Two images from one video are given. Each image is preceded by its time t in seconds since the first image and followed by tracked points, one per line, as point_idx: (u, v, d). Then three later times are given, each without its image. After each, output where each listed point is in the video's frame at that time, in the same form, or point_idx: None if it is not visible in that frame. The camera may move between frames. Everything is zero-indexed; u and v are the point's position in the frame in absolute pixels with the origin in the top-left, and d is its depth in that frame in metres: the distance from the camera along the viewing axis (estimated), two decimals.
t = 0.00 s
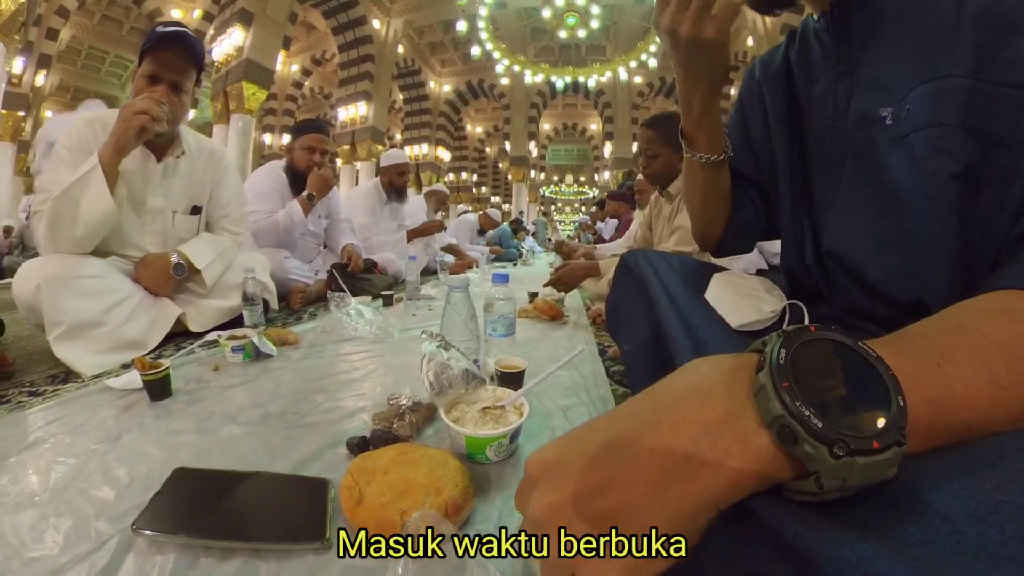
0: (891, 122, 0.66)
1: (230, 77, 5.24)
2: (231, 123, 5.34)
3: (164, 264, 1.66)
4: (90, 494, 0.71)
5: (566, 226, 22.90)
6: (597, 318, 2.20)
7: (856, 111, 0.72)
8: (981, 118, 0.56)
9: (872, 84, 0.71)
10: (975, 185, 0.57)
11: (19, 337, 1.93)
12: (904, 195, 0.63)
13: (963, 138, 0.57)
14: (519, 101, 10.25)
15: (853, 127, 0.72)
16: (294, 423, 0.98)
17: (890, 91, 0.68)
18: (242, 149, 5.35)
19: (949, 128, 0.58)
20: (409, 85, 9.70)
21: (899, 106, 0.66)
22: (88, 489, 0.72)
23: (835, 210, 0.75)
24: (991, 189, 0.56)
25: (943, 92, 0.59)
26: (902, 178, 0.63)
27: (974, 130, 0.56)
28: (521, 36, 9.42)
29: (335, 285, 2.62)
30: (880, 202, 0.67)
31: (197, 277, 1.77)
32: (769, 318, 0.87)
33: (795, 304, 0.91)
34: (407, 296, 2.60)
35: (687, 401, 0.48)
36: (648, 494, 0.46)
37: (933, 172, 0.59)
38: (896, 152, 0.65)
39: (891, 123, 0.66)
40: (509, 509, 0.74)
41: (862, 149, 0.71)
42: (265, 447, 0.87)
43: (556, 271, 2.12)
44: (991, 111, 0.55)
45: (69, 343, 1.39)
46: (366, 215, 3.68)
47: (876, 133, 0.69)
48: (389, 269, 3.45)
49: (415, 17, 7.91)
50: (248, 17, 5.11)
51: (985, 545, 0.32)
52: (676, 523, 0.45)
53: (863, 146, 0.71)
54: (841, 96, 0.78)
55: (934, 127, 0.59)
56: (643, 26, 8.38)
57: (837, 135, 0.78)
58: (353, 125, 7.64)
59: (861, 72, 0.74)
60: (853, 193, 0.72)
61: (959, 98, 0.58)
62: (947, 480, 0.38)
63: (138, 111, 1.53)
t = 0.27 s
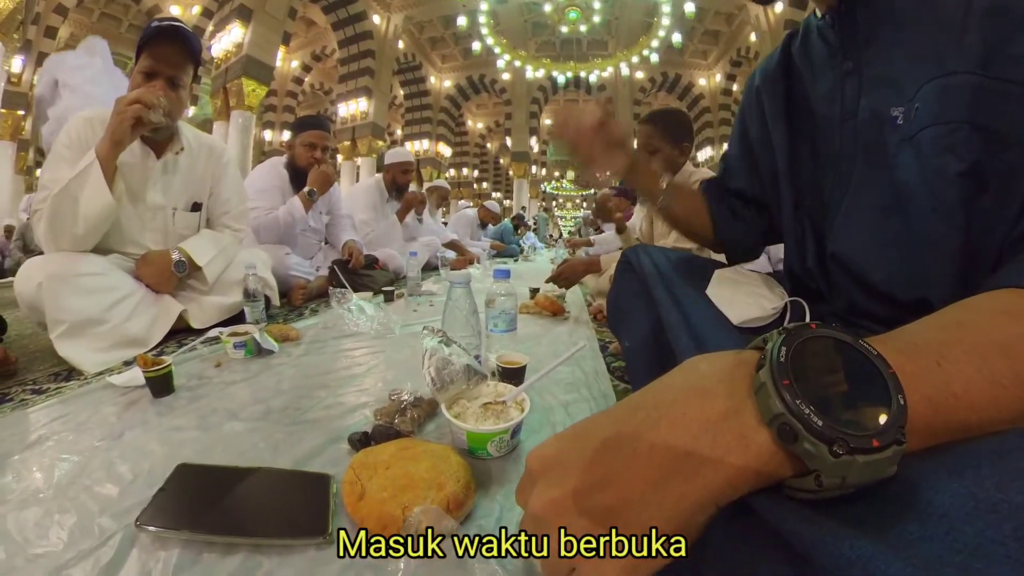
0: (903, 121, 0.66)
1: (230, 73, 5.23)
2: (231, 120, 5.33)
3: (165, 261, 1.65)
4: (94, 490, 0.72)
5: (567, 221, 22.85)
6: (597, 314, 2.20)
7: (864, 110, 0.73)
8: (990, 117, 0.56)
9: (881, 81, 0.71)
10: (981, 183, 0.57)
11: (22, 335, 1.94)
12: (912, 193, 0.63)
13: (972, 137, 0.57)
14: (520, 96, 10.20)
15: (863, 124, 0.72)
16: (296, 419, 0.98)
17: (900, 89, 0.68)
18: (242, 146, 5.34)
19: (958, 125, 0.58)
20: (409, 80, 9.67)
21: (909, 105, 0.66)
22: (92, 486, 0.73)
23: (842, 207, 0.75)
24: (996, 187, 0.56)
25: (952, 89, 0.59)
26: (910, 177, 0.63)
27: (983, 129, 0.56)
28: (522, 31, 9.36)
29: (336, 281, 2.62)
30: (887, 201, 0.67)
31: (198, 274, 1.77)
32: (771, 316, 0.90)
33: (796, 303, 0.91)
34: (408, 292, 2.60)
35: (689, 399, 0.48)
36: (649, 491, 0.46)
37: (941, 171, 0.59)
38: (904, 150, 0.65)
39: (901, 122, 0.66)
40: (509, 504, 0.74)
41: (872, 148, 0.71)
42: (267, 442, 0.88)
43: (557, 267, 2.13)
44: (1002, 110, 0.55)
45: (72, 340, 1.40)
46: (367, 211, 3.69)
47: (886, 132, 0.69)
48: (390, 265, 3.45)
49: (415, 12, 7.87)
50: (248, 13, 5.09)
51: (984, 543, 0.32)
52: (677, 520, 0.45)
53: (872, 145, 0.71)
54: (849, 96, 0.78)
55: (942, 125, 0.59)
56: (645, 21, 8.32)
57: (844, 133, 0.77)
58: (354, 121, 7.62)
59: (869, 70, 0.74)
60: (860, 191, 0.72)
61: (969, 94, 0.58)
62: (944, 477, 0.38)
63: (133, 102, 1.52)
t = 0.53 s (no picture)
0: (900, 119, 0.67)
1: (230, 69, 5.22)
2: (231, 116, 5.33)
3: (167, 258, 1.66)
4: (98, 487, 0.73)
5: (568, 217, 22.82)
6: (598, 310, 2.21)
7: (862, 108, 0.74)
8: (984, 116, 0.55)
9: (881, 80, 0.72)
10: (979, 180, 0.56)
11: (25, 333, 1.94)
12: (911, 190, 0.63)
13: (965, 136, 0.56)
14: (521, 91, 10.15)
15: (862, 122, 0.73)
16: (299, 414, 0.99)
17: (899, 87, 0.68)
18: (242, 142, 5.32)
19: (952, 124, 0.57)
20: (409, 75, 9.64)
21: (906, 103, 0.66)
22: (95, 482, 0.74)
23: (842, 204, 0.75)
24: (994, 186, 0.55)
25: (947, 88, 0.59)
26: (908, 176, 0.64)
27: (977, 127, 0.56)
28: (523, 25, 9.30)
29: (337, 277, 2.62)
30: (887, 199, 0.68)
31: (200, 271, 1.78)
32: (773, 312, 0.87)
33: (797, 299, 0.90)
34: (409, 287, 2.60)
35: (687, 396, 0.48)
36: (648, 487, 0.47)
37: (935, 170, 0.59)
38: (902, 148, 0.65)
39: (899, 120, 0.67)
40: (510, 499, 0.75)
41: (872, 146, 0.71)
42: (270, 438, 0.89)
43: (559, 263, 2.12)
44: (996, 108, 0.55)
45: (75, 338, 1.41)
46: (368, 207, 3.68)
47: (885, 130, 0.69)
48: (392, 261, 3.45)
49: (415, 6, 7.82)
50: (247, 9, 5.08)
51: (980, 540, 0.32)
52: (677, 516, 0.46)
53: (871, 143, 0.72)
54: (846, 95, 0.79)
55: (938, 124, 0.59)
56: (647, 16, 8.26)
57: (842, 132, 0.79)
58: (354, 117, 7.60)
59: (867, 68, 0.75)
60: (861, 189, 0.72)
61: (960, 94, 0.57)
62: (943, 474, 0.38)
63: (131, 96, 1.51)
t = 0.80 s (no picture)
0: (897, 119, 0.67)
1: (230, 66, 5.21)
2: (231, 114, 5.32)
3: (168, 256, 1.66)
4: (101, 484, 0.73)
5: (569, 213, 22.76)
6: (599, 307, 2.21)
7: (861, 107, 0.74)
8: (982, 115, 0.55)
9: (880, 78, 0.71)
10: (978, 180, 0.56)
11: (27, 332, 1.95)
12: (909, 189, 0.63)
13: (964, 136, 0.56)
14: (522, 87, 10.11)
15: (860, 121, 0.73)
16: (301, 410, 1.00)
17: (897, 86, 0.68)
18: (242, 140, 5.31)
19: (950, 124, 0.57)
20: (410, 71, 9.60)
21: (904, 102, 0.66)
22: (99, 479, 0.74)
23: (842, 203, 0.75)
24: (993, 186, 0.55)
25: (946, 88, 0.59)
26: (905, 175, 0.64)
27: (975, 127, 0.56)
28: (524, 21, 9.25)
29: (339, 274, 2.63)
30: (886, 198, 0.68)
31: (201, 269, 1.78)
32: (774, 310, 0.87)
33: (798, 297, 0.90)
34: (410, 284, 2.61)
35: (687, 395, 0.48)
36: (648, 486, 0.47)
37: (931, 169, 0.59)
38: (901, 147, 0.65)
39: (897, 119, 0.67)
40: (511, 495, 0.75)
41: (870, 145, 0.71)
42: (271, 434, 0.89)
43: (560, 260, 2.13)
44: (995, 108, 0.55)
45: (77, 337, 1.42)
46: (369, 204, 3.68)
47: (882, 129, 0.69)
48: (393, 258, 3.45)
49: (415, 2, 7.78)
50: (246, 5, 5.06)
51: (977, 537, 0.32)
52: (676, 515, 0.46)
53: (869, 142, 0.72)
54: (845, 93, 0.79)
55: (937, 123, 0.59)
56: (648, 11, 8.21)
57: (839, 130, 0.79)
58: (354, 113, 7.58)
59: (866, 67, 0.75)
60: (860, 187, 0.72)
61: (957, 94, 0.57)
62: (940, 472, 0.38)
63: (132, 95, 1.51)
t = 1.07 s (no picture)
0: (901, 116, 0.66)
1: (230, 63, 5.20)
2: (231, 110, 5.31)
3: (169, 253, 1.66)
4: (105, 481, 0.74)
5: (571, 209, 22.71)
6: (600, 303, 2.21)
7: (864, 105, 0.73)
8: (987, 113, 0.55)
9: (883, 77, 0.71)
10: (980, 180, 0.56)
11: (30, 330, 1.95)
12: (912, 187, 0.63)
13: (969, 134, 0.56)
14: (523, 82, 10.07)
15: (863, 119, 0.72)
16: (303, 406, 1.00)
17: (901, 84, 0.68)
18: (242, 136, 5.29)
19: (954, 123, 0.57)
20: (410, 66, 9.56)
21: (908, 100, 0.66)
22: (102, 476, 0.75)
23: (844, 200, 0.74)
24: (996, 186, 0.55)
25: (949, 87, 0.59)
26: (909, 173, 0.63)
27: (980, 125, 0.56)
28: (525, 16, 9.19)
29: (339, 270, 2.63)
30: (888, 195, 0.67)
31: (202, 265, 1.78)
32: (774, 307, 0.87)
33: (800, 294, 0.90)
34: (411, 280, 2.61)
35: (688, 391, 0.48)
36: (648, 482, 0.47)
37: (935, 168, 0.59)
38: (904, 146, 0.65)
39: (901, 117, 0.66)
40: (511, 491, 0.75)
41: (872, 143, 0.71)
42: (273, 430, 0.90)
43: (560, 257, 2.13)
44: (1001, 106, 0.55)
45: (79, 334, 1.42)
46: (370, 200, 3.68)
47: (885, 127, 0.69)
48: (394, 254, 3.45)
49: None
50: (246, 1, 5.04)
51: (976, 537, 0.31)
52: (675, 510, 0.46)
53: (872, 140, 0.71)
54: (848, 91, 0.78)
55: (940, 122, 0.59)
56: (650, 6, 8.15)
57: (842, 128, 0.79)
58: (355, 109, 7.55)
59: (870, 65, 0.74)
60: (862, 185, 0.72)
61: (963, 93, 0.57)
62: (939, 471, 0.38)
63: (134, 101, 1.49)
